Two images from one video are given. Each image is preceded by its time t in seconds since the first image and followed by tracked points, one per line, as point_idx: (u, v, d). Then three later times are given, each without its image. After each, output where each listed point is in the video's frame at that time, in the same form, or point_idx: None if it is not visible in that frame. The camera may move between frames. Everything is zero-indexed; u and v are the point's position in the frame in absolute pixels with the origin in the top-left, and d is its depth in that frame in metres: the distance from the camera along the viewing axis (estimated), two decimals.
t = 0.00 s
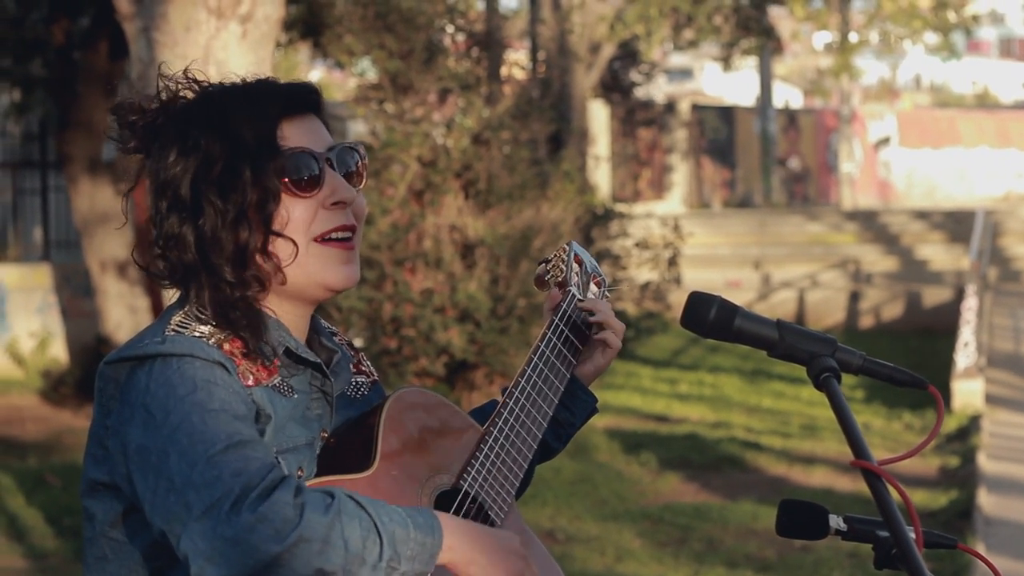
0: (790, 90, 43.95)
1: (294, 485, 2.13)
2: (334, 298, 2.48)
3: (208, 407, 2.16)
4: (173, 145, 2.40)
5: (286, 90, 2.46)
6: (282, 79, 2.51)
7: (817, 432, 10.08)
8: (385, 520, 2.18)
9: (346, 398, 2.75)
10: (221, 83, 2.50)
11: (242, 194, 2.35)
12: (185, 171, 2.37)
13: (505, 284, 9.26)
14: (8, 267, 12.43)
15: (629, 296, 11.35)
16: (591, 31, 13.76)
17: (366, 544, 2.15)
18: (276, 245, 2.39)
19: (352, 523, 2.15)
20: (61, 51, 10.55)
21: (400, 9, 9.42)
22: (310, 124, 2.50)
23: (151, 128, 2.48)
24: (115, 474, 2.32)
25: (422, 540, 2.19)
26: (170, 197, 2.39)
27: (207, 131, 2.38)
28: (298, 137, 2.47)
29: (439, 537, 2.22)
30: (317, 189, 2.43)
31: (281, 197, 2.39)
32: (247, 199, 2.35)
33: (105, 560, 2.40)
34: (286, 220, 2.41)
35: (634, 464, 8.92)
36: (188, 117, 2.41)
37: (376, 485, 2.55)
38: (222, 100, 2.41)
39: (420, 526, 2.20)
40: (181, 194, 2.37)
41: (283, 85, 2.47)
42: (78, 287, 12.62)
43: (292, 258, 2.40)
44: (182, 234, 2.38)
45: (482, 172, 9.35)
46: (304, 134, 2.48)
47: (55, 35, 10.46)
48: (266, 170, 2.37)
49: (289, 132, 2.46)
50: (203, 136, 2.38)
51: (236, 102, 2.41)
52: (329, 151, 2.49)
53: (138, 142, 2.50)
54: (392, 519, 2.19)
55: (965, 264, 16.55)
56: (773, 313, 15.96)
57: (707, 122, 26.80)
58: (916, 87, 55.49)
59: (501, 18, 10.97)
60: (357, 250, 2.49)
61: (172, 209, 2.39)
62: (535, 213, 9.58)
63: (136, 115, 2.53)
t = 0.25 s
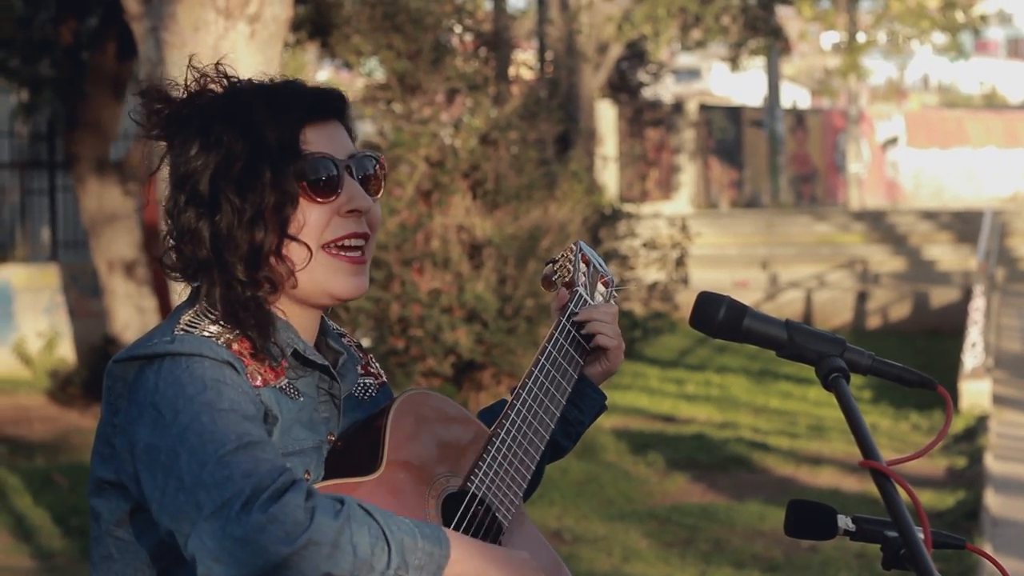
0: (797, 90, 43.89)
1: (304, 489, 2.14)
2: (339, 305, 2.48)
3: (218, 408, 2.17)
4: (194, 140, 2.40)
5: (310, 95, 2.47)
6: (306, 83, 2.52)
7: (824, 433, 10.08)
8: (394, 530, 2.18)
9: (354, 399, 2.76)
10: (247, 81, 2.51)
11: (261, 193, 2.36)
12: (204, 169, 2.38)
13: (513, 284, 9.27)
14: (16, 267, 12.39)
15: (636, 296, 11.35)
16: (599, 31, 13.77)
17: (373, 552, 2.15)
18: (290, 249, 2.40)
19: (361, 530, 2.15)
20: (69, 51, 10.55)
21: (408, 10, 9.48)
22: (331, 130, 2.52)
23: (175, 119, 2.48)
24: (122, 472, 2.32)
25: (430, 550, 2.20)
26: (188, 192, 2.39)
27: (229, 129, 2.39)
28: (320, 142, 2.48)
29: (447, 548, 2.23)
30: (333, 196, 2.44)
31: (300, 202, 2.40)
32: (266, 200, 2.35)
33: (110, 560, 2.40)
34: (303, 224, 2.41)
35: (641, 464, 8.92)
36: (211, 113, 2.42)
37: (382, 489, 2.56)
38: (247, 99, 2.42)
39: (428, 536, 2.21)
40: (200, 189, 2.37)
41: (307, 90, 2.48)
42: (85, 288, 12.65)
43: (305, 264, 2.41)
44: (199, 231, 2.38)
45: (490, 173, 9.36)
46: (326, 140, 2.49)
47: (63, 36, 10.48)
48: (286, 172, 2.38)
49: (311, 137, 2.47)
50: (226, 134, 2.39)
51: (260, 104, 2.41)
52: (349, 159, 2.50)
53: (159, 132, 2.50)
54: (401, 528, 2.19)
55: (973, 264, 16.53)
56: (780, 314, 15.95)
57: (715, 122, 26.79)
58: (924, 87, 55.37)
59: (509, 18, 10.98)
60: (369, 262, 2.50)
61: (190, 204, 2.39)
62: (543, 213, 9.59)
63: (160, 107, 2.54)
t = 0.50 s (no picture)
0: (804, 90, 43.84)
1: (310, 486, 2.14)
2: (348, 299, 2.49)
3: (221, 408, 2.16)
4: (194, 142, 2.39)
5: (309, 91, 2.46)
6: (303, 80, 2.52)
7: (832, 432, 10.07)
8: (401, 523, 2.20)
9: (361, 397, 2.73)
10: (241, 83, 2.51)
11: (268, 190, 2.35)
12: (207, 170, 2.37)
13: (521, 284, 9.27)
14: (24, 266, 12.42)
15: (645, 295, 11.34)
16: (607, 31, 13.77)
17: (380, 545, 2.16)
18: (300, 245, 2.40)
19: (367, 525, 2.16)
20: (78, 51, 10.58)
21: (416, 10, 9.45)
22: (332, 125, 2.51)
23: (173, 124, 2.48)
24: (127, 475, 2.32)
25: (436, 542, 2.23)
26: (191, 194, 2.38)
27: (231, 129, 2.38)
28: (323, 138, 2.47)
29: (453, 540, 2.26)
30: (338, 191, 2.44)
31: (308, 198, 2.41)
32: (273, 197, 2.35)
33: (118, 561, 2.40)
34: (311, 220, 2.42)
35: (649, 463, 8.92)
36: (211, 115, 2.41)
37: (389, 487, 2.57)
38: (246, 98, 2.42)
39: (434, 529, 2.24)
40: (204, 191, 2.37)
41: (306, 85, 2.48)
42: (93, 287, 12.67)
43: (317, 259, 2.42)
44: (205, 232, 2.37)
45: (498, 172, 9.36)
46: (327, 135, 2.48)
47: (71, 35, 10.50)
48: (291, 169, 2.38)
49: (314, 133, 2.46)
50: (227, 134, 2.38)
51: (258, 101, 2.41)
52: (352, 153, 2.50)
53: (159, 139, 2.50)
54: (407, 521, 2.21)
55: (981, 263, 16.50)
56: (788, 313, 15.93)
57: (723, 122, 26.77)
58: (931, 86, 55.28)
59: (517, 18, 10.98)
60: (373, 252, 2.50)
61: (193, 207, 2.38)
62: (551, 212, 9.59)
63: (155, 113, 2.54)
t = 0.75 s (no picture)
0: (812, 86, 43.80)
1: (315, 483, 2.14)
2: (358, 299, 2.49)
3: (231, 405, 2.17)
4: (203, 140, 2.40)
5: (318, 88, 2.45)
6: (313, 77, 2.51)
7: (840, 429, 10.06)
8: (406, 516, 2.19)
9: (369, 394, 2.75)
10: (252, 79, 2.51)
11: (275, 193, 2.36)
12: (216, 170, 2.38)
13: (529, 280, 9.28)
14: (31, 262, 12.43)
15: (653, 292, 11.33)
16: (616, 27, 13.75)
17: (386, 540, 2.15)
18: (308, 247, 2.40)
19: (371, 519, 2.15)
20: (86, 47, 10.59)
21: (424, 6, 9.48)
22: (341, 123, 2.50)
23: (183, 122, 2.49)
24: (136, 470, 2.33)
25: (441, 533, 2.20)
26: (200, 195, 2.39)
27: (239, 129, 2.39)
28: (331, 138, 2.47)
29: (457, 531, 2.23)
30: (346, 192, 2.43)
31: (315, 200, 2.40)
32: (280, 199, 2.36)
33: (127, 556, 2.41)
34: (319, 221, 2.41)
35: (657, 460, 8.91)
36: (220, 113, 2.42)
37: (400, 483, 2.56)
38: (255, 97, 2.42)
39: (439, 521, 2.21)
40: (213, 192, 2.38)
41: (314, 82, 2.47)
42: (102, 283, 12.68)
43: (325, 262, 2.41)
44: (215, 234, 2.39)
45: (507, 168, 9.35)
46: (335, 134, 2.48)
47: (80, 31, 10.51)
48: (299, 170, 2.38)
49: (321, 133, 2.46)
50: (236, 134, 2.38)
51: (268, 100, 2.41)
52: (360, 152, 2.49)
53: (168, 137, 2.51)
54: (411, 514, 2.20)
55: (990, 260, 16.47)
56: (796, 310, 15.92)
57: (731, 118, 26.74)
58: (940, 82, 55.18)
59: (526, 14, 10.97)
60: (384, 253, 2.50)
61: (202, 207, 2.40)
62: (559, 209, 9.58)
63: (167, 109, 2.54)
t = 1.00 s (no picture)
0: (816, 87, 43.83)
1: (324, 484, 2.15)
2: (372, 299, 2.49)
3: (238, 405, 2.17)
4: (217, 137, 2.41)
5: (333, 87, 2.48)
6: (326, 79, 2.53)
7: (843, 430, 10.07)
8: (409, 523, 2.20)
9: (373, 394, 2.76)
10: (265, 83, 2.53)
11: (294, 177, 2.36)
12: (231, 164, 2.38)
13: (532, 281, 9.29)
14: (35, 264, 12.45)
15: (656, 293, 11.33)
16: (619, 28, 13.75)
17: (391, 545, 2.16)
18: (326, 232, 2.40)
19: (378, 524, 2.16)
20: (89, 49, 10.61)
21: (427, 7, 9.46)
22: (354, 119, 2.52)
23: (193, 124, 2.50)
24: (141, 470, 2.32)
25: (441, 543, 2.21)
26: (215, 187, 2.39)
27: (256, 121, 2.40)
28: (347, 131, 2.48)
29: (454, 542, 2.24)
30: (362, 181, 2.44)
31: (334, 187, 2.41)
32: (299, 184, 2.36)
33: (130, 556, 2.41)
34: (337, 208, 2.42)
35: (660, 462, 8.92)
36: (236, 110, 2.43)
37: (401, 484, 2.57)
38: (271, 94, 2.43)
39: (439, 530, 2.22)
40: (230, 181, 2.38)
41: (329, 83, 2.49)
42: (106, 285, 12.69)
43: (342, 246, 2.41)
44: (231, 225, 2.38)
45: (510, 170, 9.37)
46: (351, 128, 2.49)
47: (83, 33, 10.54)
48: (318, 160, 2.39)
49: (338, 125, 2.47)
50: (252, 127, 2.39)
51: (283, 97, 2.43)
52: (375, 148, 2.50)
53: (179, 140, 2.52)
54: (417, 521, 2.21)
55: (993, 261, 16.47)
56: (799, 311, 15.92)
57: (735, 119, 26.74)
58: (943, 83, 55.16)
59: (529, 16, 10.98)
60: (397, 249, 2.49)
61: (218, 199, 2.39)
62: (562, 210, 9.59)
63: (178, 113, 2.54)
